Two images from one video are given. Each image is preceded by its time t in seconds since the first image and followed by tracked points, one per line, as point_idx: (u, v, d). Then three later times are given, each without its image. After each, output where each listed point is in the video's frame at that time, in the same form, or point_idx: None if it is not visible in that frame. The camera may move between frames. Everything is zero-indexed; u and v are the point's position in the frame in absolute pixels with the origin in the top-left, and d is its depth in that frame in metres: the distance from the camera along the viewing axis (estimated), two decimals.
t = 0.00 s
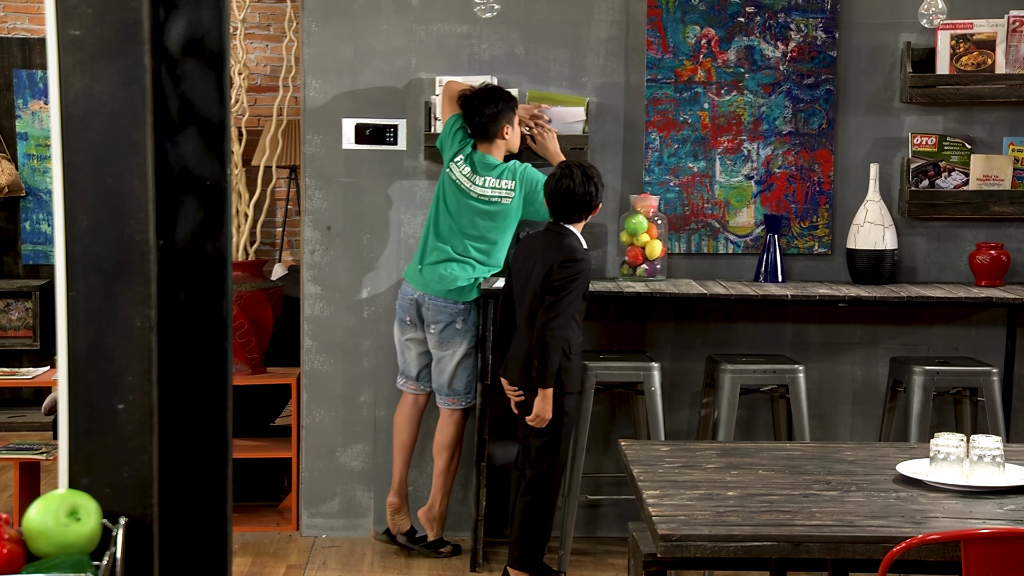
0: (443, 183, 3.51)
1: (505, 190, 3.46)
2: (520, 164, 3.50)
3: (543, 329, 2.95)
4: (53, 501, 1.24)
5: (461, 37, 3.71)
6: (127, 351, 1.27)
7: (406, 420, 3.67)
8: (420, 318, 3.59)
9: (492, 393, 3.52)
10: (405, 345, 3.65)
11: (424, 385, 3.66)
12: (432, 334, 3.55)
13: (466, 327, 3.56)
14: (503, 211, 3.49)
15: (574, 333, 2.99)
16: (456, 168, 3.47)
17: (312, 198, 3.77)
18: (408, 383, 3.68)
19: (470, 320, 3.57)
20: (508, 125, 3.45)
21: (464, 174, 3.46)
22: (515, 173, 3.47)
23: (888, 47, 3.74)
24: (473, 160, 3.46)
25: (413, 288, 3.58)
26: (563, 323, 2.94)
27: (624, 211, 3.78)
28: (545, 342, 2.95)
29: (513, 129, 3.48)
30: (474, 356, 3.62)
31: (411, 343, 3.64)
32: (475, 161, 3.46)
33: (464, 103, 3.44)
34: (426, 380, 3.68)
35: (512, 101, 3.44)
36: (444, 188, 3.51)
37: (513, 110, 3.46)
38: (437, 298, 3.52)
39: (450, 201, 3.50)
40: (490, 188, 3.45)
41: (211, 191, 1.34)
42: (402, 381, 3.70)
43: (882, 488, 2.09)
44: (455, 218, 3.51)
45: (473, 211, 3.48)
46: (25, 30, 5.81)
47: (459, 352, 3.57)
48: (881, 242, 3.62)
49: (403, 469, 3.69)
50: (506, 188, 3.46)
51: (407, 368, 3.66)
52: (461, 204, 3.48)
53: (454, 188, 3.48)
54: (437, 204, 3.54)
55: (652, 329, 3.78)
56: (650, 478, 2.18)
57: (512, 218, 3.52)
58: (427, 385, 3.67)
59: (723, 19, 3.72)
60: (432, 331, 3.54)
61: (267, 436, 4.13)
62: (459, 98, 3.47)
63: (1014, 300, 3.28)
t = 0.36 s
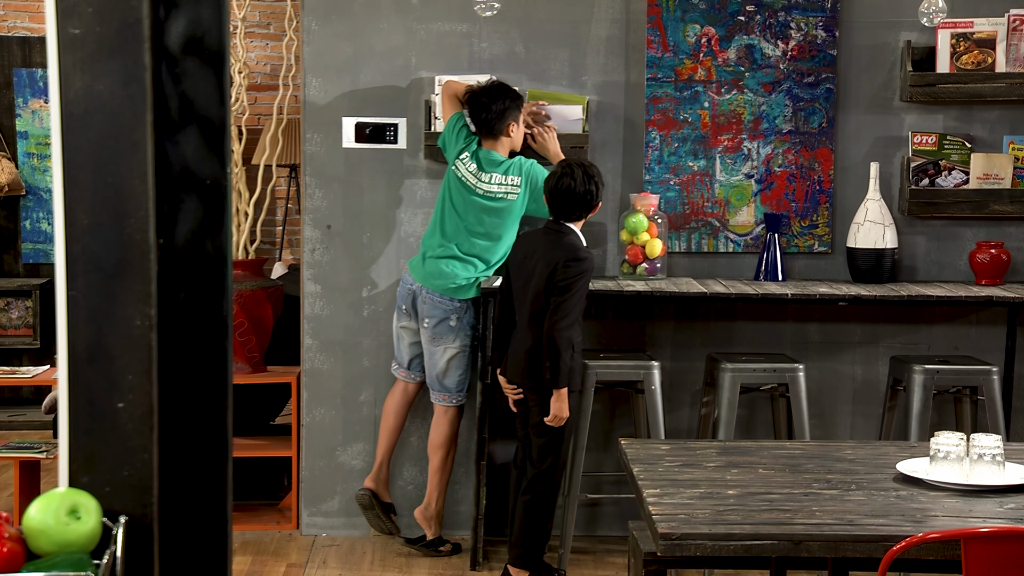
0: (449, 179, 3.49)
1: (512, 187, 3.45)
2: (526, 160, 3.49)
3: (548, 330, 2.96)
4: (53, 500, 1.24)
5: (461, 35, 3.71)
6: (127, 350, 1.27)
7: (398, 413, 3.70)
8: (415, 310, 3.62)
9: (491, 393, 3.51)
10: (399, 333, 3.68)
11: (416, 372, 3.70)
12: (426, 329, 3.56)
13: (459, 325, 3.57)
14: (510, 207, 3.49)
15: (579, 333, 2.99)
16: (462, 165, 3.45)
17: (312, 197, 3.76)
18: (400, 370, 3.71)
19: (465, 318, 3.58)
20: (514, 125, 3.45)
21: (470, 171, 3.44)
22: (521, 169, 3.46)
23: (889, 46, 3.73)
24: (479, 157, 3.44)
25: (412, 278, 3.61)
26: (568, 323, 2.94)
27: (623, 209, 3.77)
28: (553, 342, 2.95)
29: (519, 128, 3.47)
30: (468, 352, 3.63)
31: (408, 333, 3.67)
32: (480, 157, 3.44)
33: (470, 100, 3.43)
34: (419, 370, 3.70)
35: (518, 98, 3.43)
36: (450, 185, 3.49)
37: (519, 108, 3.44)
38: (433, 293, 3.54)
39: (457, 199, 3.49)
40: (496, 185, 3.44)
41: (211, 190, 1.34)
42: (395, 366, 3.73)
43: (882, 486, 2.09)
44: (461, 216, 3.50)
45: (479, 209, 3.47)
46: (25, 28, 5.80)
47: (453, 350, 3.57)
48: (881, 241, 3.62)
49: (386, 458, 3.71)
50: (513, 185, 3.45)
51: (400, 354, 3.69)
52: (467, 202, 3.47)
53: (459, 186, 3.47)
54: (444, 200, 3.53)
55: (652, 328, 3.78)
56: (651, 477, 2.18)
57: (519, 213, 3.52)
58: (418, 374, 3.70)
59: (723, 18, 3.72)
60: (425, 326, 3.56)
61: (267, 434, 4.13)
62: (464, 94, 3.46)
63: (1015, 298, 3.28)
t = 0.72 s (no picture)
0: (454, 181, 3.51)
1: (515, 182, 3.42)
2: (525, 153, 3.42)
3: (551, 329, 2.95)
4: (54, 500, 1.24)
5: (460, 35, 3.71)
6: (127, 349, 1.27)
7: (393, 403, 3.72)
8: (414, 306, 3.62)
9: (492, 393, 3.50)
10: (399, 326, 3.69)
11: (416, 364, 3.71)
12: (422, 326, 3.57)
13: (456, 325, 3.56)
14: (518, 199, 3.48)
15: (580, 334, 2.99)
16: (465, 167, 3.44)
17: (312, 197, 3.77)
18: (404, 361, 3.72)
19: (462, 319, 3.57)
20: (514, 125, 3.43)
21: (472, 171, 3.44)
22: (523, 164, 3.41)
23: (889, 46, 3.73)
24: (481, 157, 3.42)
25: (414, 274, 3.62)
26: (570, 323, 2.94)
27: (624, 210, 3.77)
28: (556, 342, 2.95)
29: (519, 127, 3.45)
30: (465, 351, 3.62)
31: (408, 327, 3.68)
32: (482, 158, 3.42)
33: (469, 101, 3.41)
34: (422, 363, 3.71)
35: (516, 98, 3.40)
36: (455, 185, 3.52)
37: (518, 107, 3.42)
38: (432, 290, 3.54)
39: (461, 198, 3.50)
40: (499, 183, 3.42)
41: (211, 189, 1.34)
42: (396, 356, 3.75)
43: (882, 486, 2.09)
44: (465, 215, 3.51)
45: (484, 207, 3.47)
46: (25, 28, 5.80)
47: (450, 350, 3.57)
48: (881, 241, 3.62)
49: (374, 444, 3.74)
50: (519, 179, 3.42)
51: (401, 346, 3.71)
52: (472, 201, 3.48)
53: (464, 187, 3.48)
54: (449, 199, 3.55)
55: (652, 328, 3.78)
56: (651, 477, 2.18)
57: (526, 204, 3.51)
58: (419, 366, 3.71)
59: (723, 18, 3.72)
60: (423, 323, 3.56)
61: (267, 434, 4.13)
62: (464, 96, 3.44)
63: (1015, 298, 3.28)
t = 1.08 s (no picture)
0: (457, 183, 3.51)
1: (518, 184, 3.44)
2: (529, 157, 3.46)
3: (552, 329, 2.95)
4: (54, 500, 1.24)
5: (460, 35, 3.71)
6: (127, 349, 1.27)
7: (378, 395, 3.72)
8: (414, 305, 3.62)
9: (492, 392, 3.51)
10: (396, 324, 3.69)
11: (410, 364, 3.71)
12: (421, 325, 3.57)
13: (456, 325, 3.56)
14: (522, 201, 3.49)
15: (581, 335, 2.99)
16: (468, 169, 3.45)
17: (312, 196, 3.76)
18: (396, 360, 3.72)
19: (462, 319, 3.57)
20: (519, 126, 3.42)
21: (476, 173, 3.44)
22: (527, 166, 3.44)
23: (889, 46, 3.74)
24: (485, 160, 3.44)
25: (416, 274, 3.62)
26: (571, 324, 2.93)
27: (624, 210, 3.77)
28: (558, 342, 2.95)
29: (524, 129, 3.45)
30: (464, 351, 3.61)
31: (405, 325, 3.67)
32: (486, 160, 3.44)
33: (473, 104, 3.42)
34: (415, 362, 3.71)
35: (520, 100, 3.41)
36: (458, 186, 3.51)
37: (522, 109, 3.43)
38: (432, 291, 3.54)
39: (464, 199, 3.50)
40: (502, 184, 3.43)
41: (211, 189, 1.34)
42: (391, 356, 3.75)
43: (882, 486, 2.09)
44: (467, 216, 3.50)
45: (488, 208, 3.47)
46: (25, 28, 5.80)
47: (449, 349, 3.56)
48: (881, 241, 3.62)
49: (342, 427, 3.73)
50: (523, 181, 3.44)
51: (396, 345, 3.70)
52: (475, 202, 3.47)
53: (468, 188, 3.48)
54: (452, 200, 3.55)
55: (652, 328, 3.78)
56: (651, 477, 2.18)
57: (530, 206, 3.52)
58: (413, 365, 3.71)
59: (723, 18, 3.72)
60: (422, 322, 3.56)
61: (267, 434, 4.13)
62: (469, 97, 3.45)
63: (1015, 298, 3.28)
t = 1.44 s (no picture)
0: (457, 181, 3.49)
1: (520, 186, 3.44)
2: (531, 157, 3.45)
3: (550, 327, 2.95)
4: (54, 499, 1.25)
5: (460, 34, 3.71)
6: (127, 348, 1.27)
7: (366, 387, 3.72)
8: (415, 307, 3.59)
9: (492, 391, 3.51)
10: (386, 321, 3.64)
11: (391, 361, 3.71)
12: (425, 327, 3.56)
13: (459, 326, 3.58)
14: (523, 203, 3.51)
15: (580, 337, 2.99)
16: (470, 168, 3.42)
17: (312, 195, 3.76)
18: (375, 356, 3.71)
19: (465, 320, 3.59)
20: (519, 129, 3.40)
21: (478, 172, 3.42)
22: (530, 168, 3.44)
23: (889, 44, 3.74)
24: (487, 160, 3.41)
25: (414, 274, 3.57)
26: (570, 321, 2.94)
27: (624, 208, 3.77)
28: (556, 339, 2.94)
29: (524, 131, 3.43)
30: (466, 351, 3.63)
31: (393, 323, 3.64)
32: (488, 159, 3.40)
33: (476, 105, 3.38)
34: (396, 358, 3.71)
35: (522, 102, 3.39)
36: (458, 184, 3.49)
37: (524, 110, 3.41)
38: (435, 291, 3.53)
39: (464, 198, 3.49)
40: (505, 186, 3.43)
41: (211, 188, 1.34)
42: (368, 349, 3.72)
43: (882, 485, 2.09)
44: (468, 215, 3.51)
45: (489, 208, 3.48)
46: (25, 27, 5.80)
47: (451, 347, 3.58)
48: (881, 239, 3.62)
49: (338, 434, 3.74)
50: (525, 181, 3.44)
51: (378, 341, 3.69)
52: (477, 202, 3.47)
53: (468, 187, 3.46)
54: (451, 198, 3.53)
55: (652, 327, 3.78)
56: (651, 475, 2.18)
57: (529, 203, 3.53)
58: (393, 361, 3.71)
59: (723, 16, 3.71)
60: (426, 324, 3.55)
61: (267, 433, 4.13)
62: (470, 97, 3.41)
63: (1014, 297, 3.28)
